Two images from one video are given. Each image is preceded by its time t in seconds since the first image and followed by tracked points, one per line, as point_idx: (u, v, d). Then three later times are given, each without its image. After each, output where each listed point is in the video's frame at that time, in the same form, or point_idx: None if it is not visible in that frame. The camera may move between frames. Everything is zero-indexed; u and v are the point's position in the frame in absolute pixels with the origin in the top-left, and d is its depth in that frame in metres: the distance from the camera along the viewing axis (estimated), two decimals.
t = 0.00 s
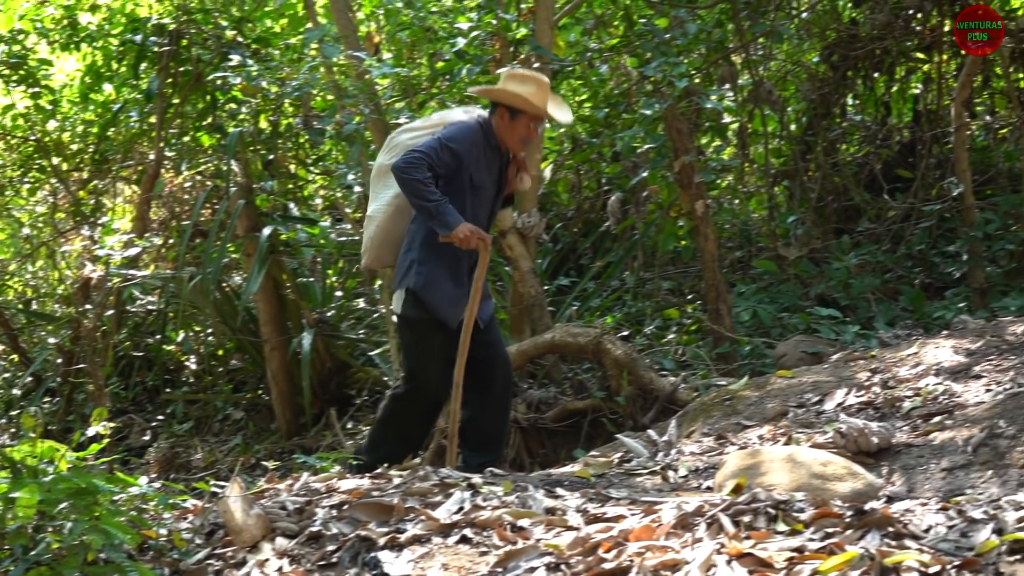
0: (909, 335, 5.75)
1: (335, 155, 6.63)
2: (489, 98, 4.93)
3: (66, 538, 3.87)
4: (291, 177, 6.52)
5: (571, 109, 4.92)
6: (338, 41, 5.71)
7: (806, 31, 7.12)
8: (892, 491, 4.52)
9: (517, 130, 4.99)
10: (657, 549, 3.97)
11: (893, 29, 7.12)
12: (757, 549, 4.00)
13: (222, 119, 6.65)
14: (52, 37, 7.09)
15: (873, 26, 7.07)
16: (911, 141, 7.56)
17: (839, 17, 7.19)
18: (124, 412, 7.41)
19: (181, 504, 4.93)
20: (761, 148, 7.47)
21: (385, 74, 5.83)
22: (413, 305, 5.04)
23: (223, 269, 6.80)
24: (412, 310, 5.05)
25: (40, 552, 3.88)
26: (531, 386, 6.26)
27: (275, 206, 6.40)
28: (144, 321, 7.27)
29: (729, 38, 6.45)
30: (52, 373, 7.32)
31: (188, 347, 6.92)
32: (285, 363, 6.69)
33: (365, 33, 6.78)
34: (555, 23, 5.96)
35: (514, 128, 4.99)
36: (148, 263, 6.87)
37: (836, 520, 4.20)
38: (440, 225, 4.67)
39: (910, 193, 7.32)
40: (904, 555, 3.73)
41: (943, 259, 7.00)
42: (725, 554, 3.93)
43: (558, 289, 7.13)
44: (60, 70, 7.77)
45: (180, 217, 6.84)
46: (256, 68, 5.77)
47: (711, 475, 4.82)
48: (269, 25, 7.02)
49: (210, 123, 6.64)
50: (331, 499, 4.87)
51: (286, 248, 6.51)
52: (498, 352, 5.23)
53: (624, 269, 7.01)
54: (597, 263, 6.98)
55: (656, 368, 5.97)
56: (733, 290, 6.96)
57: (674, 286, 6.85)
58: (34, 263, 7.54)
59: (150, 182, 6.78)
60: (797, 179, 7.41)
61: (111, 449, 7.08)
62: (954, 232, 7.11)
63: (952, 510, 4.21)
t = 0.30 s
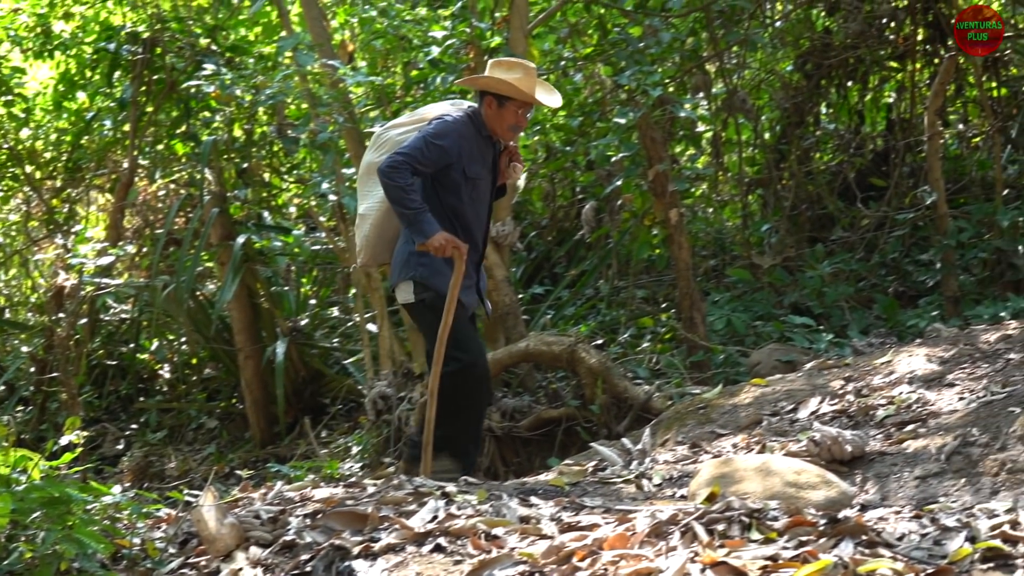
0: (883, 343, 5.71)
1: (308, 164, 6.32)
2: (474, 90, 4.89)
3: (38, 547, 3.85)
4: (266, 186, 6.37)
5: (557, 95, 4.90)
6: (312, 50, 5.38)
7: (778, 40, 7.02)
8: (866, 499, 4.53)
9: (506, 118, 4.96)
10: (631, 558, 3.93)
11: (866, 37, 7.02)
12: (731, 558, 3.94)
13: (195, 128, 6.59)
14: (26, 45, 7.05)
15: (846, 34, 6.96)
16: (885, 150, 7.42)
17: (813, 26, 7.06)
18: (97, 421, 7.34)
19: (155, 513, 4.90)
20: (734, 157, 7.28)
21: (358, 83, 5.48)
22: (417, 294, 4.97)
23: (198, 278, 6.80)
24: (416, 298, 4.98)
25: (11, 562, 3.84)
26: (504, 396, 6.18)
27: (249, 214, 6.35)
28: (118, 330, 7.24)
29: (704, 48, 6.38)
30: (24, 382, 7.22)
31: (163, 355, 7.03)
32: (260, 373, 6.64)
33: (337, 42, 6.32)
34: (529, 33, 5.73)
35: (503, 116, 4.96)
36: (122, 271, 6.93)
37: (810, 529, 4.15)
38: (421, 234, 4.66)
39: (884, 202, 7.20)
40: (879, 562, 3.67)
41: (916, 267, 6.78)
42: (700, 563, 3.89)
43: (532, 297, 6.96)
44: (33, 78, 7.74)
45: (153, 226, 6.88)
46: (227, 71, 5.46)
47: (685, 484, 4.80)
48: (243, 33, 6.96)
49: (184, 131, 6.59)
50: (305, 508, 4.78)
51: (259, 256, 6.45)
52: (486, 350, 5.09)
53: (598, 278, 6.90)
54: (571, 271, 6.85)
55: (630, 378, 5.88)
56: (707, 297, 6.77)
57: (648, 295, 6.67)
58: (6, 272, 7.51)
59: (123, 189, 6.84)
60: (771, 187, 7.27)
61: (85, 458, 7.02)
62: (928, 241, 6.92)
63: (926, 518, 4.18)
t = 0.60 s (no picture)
0: (857, 354, 5.70)
1: (284, 176, 6.18)
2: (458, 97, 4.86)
3: (13, 559, 3.83)
4: (240, 198, 6.33)
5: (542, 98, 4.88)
6: (287, 61, 5.29)
7: (754, 51, 6.90)
8: (840, 510, 4.53)
9: (492, 125, 4.92)
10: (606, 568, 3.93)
11: (841, 49, 6.92)
12: (705, 569, 3.93)
13: (170, 139, 6.57)
14: None
15: (822, 46, 6.86)
16: (860, 160, 7.26)
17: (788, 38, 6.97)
18: (72, 433, 7.29)
19: (128, 525, 4.85)
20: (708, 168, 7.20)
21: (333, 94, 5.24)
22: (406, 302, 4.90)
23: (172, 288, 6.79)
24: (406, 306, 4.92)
25: None
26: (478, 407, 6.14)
27: (224, 225, 6.30)
28: (92, 341, 7.23)
29: (678, 58, 6.30)
30: None
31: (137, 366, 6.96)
32: (236, 384, 6.59)
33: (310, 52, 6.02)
34: (506, 43, 5.38)
35: (489, 123, 4.91)
36: (96, 283, 7.01)
37: (784, 540, 4.13)
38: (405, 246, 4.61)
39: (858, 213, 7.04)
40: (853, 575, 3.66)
41: (891, 278, 6.69)
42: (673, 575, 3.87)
43: (508, 308, 6.78)
44: (7, 89, 7.69)
45: (128, 237, 6.96)
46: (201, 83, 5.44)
47: (660, 494, 4.78)
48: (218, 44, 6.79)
49: (159, 142, 6.56)
50: (280, 519, 4.70)
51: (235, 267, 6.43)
52: (480, 355, 5.05)
53: (573, 289, 6.74)
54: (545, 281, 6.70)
55: (604, 389, 5.81)
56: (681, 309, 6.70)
57: (623, 305, 6.58)
58: None
59: (98, 201, 6.87)
60: (746, 200, 7.14)
61: (59, 470, 6.97)
62: (902, 251, 6.80)
63: (901, 529, 4.16)
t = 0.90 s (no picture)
0: (829, 365, 5.69)
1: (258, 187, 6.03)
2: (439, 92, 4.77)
3: None
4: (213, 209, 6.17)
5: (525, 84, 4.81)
6: (261, 72, 5.26)
7: (727, 63, 6.81)
8: (813, 521, 4.50)
9: (478, 117, 4.83)
10: None
11: (813, 60, 6.83)
12: None
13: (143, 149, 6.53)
14: None
15: (793, 58, 6.78)
16: (833, 172, 7.22)
17: (760, 49, 6.89)
18: (43, 444, 7.21)
19: (99, 537, 4.77)
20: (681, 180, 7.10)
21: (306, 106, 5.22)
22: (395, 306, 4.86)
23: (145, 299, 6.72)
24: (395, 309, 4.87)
25: None
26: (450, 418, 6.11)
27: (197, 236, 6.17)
28: (64, 352, 7.18)
29: (651, 70, 6.21)
30: None
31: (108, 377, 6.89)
32: (209, 396, 6.51)
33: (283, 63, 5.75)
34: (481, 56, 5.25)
35: (475, 116, 4.80)
36: (69, 294, 6.94)
37: (756, 551, 4.10)
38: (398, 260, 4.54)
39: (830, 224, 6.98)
40: None
41: (863, 289, 6.67)
42: None
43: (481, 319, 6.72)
44: None
45: (101, 248, 6.82)
46: (174, 94, 5.41)
47: (632, 506, 4.71)
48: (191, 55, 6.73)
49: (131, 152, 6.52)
50: (253, 530, 4.59)
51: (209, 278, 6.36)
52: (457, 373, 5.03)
53: (546, 299, 6.62)
54: (518, 292, 6.67)
55: (577, 400, 5.80)
56: (655, 321, 6.54)
57: (597, 317, 6.52)
58: None
59: (70, 212, 6.85)
60: (719, 211, 7.00)
61: (30, 481, 6.88)
62: (874, 263, 6.73)
63: (875, 539, 4.13)
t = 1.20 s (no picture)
0: (802, 376, 5.69)
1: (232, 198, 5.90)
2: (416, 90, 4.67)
3: None
4: (187, 219, 6.01)
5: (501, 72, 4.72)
6: (235, 83, 5.28)
7: (699, 74, 6.75)
8: (786, 531, 4.48)
9: (457, 110, 4.73)
10: None
11: (786, 72, 6.85)
12: None
13: (116, 160, 6.43)
14: None
15: (766, 68, 6.81)
16: (805, 183, 7.21)
17: (733, 60, 6.88)
18: (15, 456, 7.08)
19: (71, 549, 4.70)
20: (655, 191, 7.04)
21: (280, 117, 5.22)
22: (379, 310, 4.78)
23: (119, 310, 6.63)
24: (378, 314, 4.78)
25: None
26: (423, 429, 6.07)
27: (169, 247, 5.98)
28: (37, 362, 6.99)
29: (625, 80, 6.18)
30: None
31: (81, 389, 6.81)
32: (182, 407, 6.41)
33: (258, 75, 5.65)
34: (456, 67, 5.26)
35: (454, 110, 4.71)
36: (41, 304, 6.80)
37: (730, 562, 4.06)
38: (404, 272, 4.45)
39: (803, 235, 6.98)
40: None
41: (836, 300, 6.66)
42: None
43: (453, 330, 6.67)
44: None
45: (74, 258, 6.71)
46: (147, 104, 5.38)
47: (605, 517, 4.69)
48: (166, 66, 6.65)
49: (104, 163, 6.43)
50: (225, 542, 4.49)
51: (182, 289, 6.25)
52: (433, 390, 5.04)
53: (519, 310, 6.62)
54: (492, 302, 6.63)
55: (550, 411, 5.79)
56: (629, 329, 6.58)
57: (570, 327, 6.50)
58: None
59: (42, 223, 6.78)
60: (692, 221, 7.00)
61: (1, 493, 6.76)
62: (847, 273, 6.73)
63: (847, 550, 4.12)
